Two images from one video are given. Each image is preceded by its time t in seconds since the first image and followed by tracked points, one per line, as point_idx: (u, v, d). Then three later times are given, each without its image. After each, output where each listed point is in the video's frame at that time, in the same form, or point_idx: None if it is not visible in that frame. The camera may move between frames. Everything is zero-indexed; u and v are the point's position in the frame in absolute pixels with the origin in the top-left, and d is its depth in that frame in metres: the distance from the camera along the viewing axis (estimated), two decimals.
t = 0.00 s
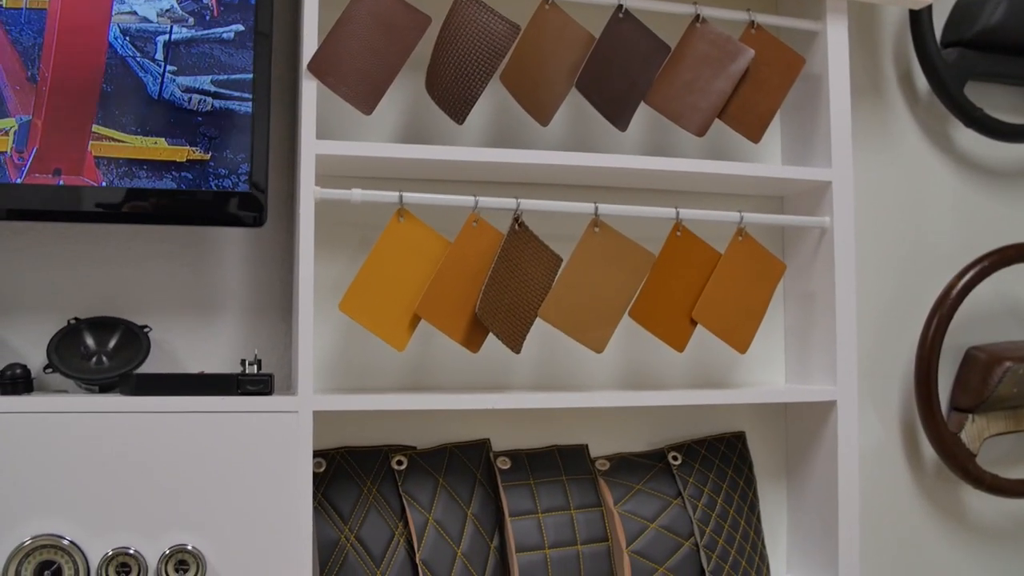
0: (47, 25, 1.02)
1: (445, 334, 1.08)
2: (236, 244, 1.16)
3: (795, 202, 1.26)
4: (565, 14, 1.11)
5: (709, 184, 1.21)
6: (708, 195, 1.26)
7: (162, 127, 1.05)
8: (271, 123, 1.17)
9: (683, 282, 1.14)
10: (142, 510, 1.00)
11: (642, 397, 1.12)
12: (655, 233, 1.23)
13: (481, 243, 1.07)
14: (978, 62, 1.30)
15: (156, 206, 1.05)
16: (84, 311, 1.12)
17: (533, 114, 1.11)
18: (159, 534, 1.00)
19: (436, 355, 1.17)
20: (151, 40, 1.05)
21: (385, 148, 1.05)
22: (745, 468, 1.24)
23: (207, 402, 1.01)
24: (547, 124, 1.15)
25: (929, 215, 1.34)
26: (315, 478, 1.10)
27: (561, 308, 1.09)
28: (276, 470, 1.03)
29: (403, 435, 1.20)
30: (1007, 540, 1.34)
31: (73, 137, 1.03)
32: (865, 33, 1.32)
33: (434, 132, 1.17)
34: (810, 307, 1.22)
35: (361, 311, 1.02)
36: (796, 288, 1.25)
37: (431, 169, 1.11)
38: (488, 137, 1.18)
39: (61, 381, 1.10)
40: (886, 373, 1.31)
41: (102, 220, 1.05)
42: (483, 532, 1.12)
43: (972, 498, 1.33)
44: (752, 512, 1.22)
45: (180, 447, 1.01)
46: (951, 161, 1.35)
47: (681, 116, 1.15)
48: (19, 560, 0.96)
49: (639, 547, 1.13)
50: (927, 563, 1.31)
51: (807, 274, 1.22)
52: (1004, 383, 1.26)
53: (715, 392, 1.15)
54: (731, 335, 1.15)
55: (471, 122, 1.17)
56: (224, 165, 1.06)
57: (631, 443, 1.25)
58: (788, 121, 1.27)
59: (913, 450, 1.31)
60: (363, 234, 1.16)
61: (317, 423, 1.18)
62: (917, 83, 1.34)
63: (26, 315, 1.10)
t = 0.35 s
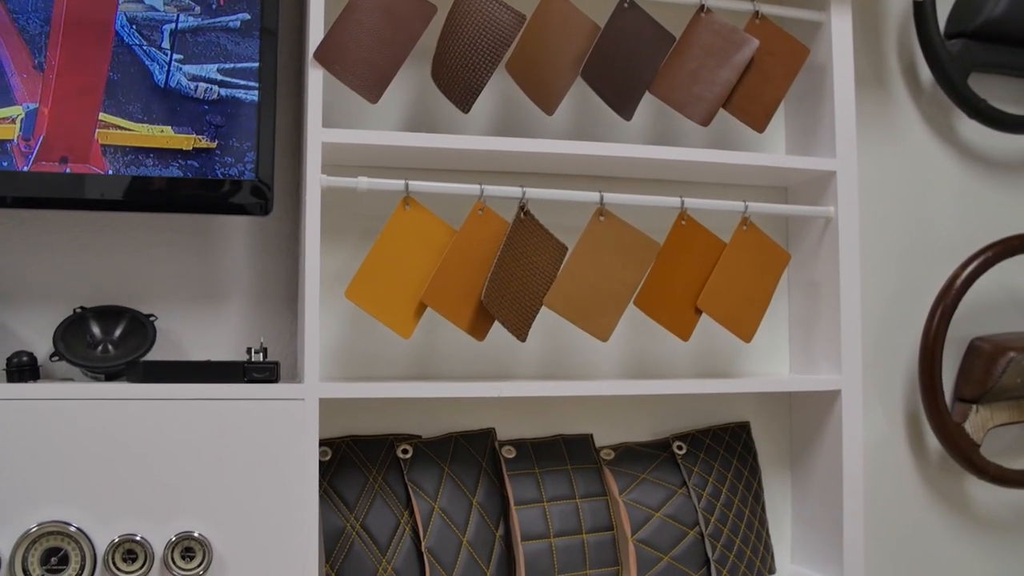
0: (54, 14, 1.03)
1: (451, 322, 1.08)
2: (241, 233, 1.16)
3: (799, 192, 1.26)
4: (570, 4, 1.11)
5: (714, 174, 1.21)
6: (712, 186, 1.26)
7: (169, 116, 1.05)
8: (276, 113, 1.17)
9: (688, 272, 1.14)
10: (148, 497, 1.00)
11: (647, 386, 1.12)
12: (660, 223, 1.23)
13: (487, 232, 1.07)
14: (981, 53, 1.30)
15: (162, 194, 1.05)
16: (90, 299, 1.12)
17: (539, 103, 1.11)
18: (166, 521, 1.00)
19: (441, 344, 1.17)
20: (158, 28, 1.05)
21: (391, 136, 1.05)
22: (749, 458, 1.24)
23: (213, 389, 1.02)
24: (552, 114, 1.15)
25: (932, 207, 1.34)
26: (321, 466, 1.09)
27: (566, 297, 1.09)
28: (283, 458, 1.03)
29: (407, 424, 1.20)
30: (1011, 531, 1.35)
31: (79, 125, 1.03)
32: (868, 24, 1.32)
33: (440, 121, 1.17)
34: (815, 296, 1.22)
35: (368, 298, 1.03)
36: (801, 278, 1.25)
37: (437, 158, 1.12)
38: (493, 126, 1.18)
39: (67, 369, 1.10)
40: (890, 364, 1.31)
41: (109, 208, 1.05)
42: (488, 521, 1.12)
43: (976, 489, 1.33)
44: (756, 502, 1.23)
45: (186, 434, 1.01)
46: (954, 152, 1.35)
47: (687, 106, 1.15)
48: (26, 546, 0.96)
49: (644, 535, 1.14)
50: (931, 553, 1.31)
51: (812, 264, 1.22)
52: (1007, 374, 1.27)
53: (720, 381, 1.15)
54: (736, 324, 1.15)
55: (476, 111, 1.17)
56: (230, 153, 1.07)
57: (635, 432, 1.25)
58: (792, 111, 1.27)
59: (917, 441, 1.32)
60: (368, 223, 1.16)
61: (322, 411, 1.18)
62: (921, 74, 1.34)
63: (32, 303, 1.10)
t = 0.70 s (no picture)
0: (60, 2, 1.03)
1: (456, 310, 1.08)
2: (246, 222, 1.17)
3: (803, 182, 1.26)
4: None
5: (718, 164, 1.21)
6: (716, 176, 1.26)
7: (174, 104, 1.05)
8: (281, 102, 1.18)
9: (692, 261, 1.14)
10: (154, 484, 1.00)
11: (652, 374, 1.12)
12: (664, 212, 1.23)
13: (492, 220, 1.07)
14: (984, 44, 1.30)
15: (168, 182, 1.05)
16: (95, 288, 1.12)
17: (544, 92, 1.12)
18: (172, 508, 1.00)
19: (446, 332, 1.17)
20: (163, 17, 1.05)
21: (397, 124, 1.05)
22: (753, 447, 1.24)
23: (218, 376, 1.02)
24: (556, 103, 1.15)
25: (936, 197, 1.34)
26: (326, 455, 1.09)
27: (571, 285, 1.09)
28: (288, 445, 1.03)
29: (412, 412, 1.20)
30: (1014, 521, 1.35)
31: (85, 113, 1.03)
32: (872, 15, 1.32)
33: (444, 110, 1.17)
34: (819, 286, 1.22)
35: (373, 286, 1.03)
36: (805, 268, 1.25)
37: (441, 146, 1.12)
38: (498, 115, 1.18)
39: (72, 357, 1.10)
40: (894, 354, 1.31)
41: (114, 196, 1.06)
42: (493, 510, 1.12)
43: (980, 479, 1.34)
44: (761, 491, 1.23)
45: (192, 421, 1.01)
46: (957, 143, 1.35)
47: (691, 95, 1.15)
48: (32, 533, 0.96)
49: (649, 524, 1.14)
50: (935, 543, 1.31)
51: (816, 254, 1.22)
52: (1010, 365, 1.27)
53: (725, 370, 1.15)
54: (741, 313, 1.15)
55: (480, 100, 1.17)
56: (235, 141, 1.07)
57: (640, 422, 1.25)
58: (796, 101, 1.27)
59: (920, 431, 1.32)
60: (373, 211, 1.16)
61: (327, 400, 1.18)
62: (924, 66, 1.34)
63: (37, 291, 1.10)
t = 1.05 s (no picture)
0: None
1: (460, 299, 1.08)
2: (250, 211, 1.17)
3: (806, 172, 1.26)
4: None
5: (721, 154, 1.21)
6: (719, 165, 1.26)
7: (179, 92, 1.05)
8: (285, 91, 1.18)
9: (696, 250, 1.14)
10: (158, 471, 1.00)
11: (656, 363, 1.12)
12: (667, 202, 1.23)
13: (497, 208, 1.07)
14: (987, 35, 1.30)
15: (172, 170, 1.05)
16: (99, 276, 1.12)
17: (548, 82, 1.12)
18: (176, 495, 1.00)
19: (450, 321, 1.17)
20: (168, 5, 1.06)
21: (401, 112, 1.06)
22: (757, 437, 1.24)
23: (223, 364, 1.02)
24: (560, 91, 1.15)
25: (939, 188, 1.34)
26: (330, 444, 1.09)
27: (575, 274, 1.09)
28: (292, 432, 1.03)
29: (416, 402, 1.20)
30: (1018, 512, 1.35)
31: (89, 101, 1.03)
32: (875, 6, 1.32)
33: (448, 98, 1.17)
34: (822, 276, 1.22)
35: (378, 274, 1.03)
36: (808, 258, 1.25)
37: (445, 135, 1.12)
38: (502, 103, 1.18)
39: (76, 345, 1.10)
40: (897, 344, 1.31)
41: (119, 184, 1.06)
42: (497, 498, 1.12)
43: (983, 470, 1.34)
44: (764, 481, 1.23)
45: (197, 408, 1.01)
46: (960, 134, 1.35)
47: (694, 85, 1.15)
48: (37, 520, 0.96)
49: (653, 513, 1.14)
50: (938, 534, 1.31)
51: (819, 244, 1.22)
52: (1013, 355, 1.26)
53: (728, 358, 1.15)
54: (744, 303, 1.16)
55: (484, 89, 1.17)
56: (240, 129, 1.07)
57: (643, 412, 1.25)
58: (799, 91, 1.28)
59: (923, 422, 1.32)
60: (377, 200, 1.16)
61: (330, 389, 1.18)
62: (927, 57, 1.34)
63: (41, 279, 1.11)
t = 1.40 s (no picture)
0: None
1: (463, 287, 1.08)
2: (253, 201, 1.17)
3: (809, 162, 1.26)
4: None
5: (724, 145, 1.21)
6: (722, 156, 1.27)
7: (182, 81, 1.05)
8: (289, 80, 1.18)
9: (699, 239, 1.14)
10: (161, 459, 1.00)
11: (659, 352, 1.12)
12: (670, 192, 1.24)
13: (500, 196, 1.07)
14: (989, 26, 1.30)
15: (176, 159, 1.05)
16: (102, 265, 1.12)
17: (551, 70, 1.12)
18: (179, 483, 1.00)
19: (452, 311, 1.17)
20: None
21: (404, 101, 1.06)
22: (759, 427, 1.24)
23: (226, 352, 1.02)
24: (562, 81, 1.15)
25: (941, 179, 1.34)
26: (333, 432, 1.09)
27: (578, 263, 1.09)
28: (295, 420, 1.03)
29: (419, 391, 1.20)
30: (1020, 503, 1.35)
31: (93, 89, 1.03)
32: None
33: (451, 87, 1.17)
34: (824, 266, 1.22)
35: (381, 261, 1.03)
36: (810, 248, 1.25)
37: (449, 124, 1.12)
38: (505, 93, 1.19)
39: (80, 334, 1.10)
40: (900, 335, 1.31)
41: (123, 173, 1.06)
42: (499, 488, 1.12)
43: (985, 461, 1.34)
44: (766, 471, 1.23)
45: (200, 396, 1.01)
46: (962, 125, 1.36)
47: (697, 75, 1.15)
48: (40, 507, 0.97)
49: (656, 502, 1.14)
50: (941, 524, 1.31)
51: (822, 234, 1.22)
52: (1017, 346, 1.26)
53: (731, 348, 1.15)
54: (747, 292, 1.16)
55: (487, 79, 1.17)
56: (243, 118, 1.07)
57: (646, 402, 1.25)
58: (801, 81, 1.28)
59: (926, 413, 1.32)
60: (380, 190, 1.16)
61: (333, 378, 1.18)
62: (929, 48, 1.34)
63: (44, 268, 1.11)
